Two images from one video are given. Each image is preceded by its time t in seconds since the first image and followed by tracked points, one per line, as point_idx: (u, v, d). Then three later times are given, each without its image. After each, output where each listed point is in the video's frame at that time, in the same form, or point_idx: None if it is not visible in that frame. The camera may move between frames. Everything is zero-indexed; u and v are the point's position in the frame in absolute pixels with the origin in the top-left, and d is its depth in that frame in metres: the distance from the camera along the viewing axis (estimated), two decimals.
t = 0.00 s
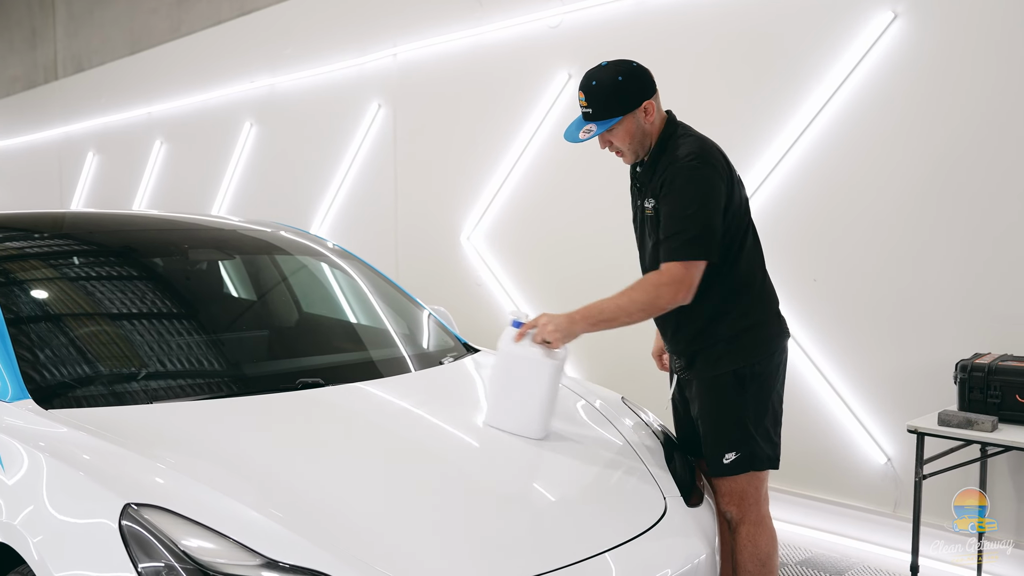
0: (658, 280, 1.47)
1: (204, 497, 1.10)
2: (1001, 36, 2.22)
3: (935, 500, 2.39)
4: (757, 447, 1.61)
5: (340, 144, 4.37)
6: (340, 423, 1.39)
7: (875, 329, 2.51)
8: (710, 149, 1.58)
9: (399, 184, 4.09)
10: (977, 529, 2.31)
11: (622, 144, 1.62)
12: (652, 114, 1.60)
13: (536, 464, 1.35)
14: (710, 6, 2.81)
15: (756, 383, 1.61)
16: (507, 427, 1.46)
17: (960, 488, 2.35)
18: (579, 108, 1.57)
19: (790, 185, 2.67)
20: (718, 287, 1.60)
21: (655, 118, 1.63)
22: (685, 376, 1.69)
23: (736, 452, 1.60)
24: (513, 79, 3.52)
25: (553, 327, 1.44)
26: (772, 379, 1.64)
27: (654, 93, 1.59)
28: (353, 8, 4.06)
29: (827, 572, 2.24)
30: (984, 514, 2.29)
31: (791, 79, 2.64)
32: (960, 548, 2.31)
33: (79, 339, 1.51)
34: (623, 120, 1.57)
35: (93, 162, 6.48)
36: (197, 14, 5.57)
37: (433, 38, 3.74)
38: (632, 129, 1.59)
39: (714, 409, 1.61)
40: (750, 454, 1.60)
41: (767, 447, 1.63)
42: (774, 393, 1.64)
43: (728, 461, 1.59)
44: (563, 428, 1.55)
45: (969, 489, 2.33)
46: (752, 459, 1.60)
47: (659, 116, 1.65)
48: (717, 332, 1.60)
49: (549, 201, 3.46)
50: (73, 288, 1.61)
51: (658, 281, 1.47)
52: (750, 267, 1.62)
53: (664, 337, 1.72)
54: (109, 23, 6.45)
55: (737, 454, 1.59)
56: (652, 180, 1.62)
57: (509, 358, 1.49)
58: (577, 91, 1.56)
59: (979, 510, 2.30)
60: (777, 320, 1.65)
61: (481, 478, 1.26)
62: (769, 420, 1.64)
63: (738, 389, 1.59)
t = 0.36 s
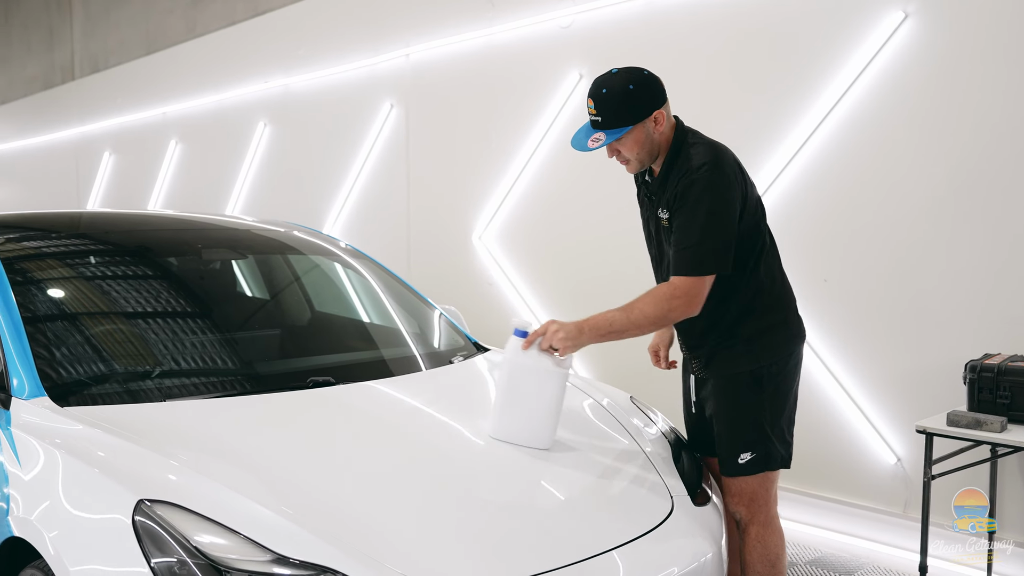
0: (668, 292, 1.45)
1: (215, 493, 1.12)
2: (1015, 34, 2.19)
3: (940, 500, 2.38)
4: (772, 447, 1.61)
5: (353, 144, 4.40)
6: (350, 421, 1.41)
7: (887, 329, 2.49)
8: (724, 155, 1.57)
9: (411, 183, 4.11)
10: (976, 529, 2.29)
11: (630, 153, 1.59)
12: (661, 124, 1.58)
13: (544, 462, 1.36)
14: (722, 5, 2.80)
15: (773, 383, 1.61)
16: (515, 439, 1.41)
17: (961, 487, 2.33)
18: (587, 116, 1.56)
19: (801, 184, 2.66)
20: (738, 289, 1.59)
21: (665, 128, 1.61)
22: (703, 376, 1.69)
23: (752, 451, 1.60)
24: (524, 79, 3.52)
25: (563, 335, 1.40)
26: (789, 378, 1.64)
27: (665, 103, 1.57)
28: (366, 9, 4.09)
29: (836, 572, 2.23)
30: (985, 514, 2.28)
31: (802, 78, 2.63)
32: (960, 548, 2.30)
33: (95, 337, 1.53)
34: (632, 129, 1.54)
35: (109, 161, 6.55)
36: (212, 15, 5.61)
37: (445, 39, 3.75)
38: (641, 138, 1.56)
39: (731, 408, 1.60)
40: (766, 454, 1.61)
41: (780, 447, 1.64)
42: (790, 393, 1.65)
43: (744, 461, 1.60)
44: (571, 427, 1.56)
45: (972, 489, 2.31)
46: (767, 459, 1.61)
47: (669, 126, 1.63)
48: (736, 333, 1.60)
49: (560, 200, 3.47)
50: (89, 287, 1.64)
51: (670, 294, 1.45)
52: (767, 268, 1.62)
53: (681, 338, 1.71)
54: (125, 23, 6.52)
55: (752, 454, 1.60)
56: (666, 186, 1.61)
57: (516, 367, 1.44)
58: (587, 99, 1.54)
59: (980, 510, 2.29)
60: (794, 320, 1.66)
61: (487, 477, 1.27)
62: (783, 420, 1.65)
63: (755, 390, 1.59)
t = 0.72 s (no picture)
0: (578, 276, 1.42)
1: (230, 488, 1.14)
2: None
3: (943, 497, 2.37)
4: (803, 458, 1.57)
5: (366, 145, 4.43)
6: (363, 419, 1.43)
7: (900, 329, 2.48)
8: (731, 170, 1.47)
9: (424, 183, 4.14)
10: (976, 529, 2.29)
11: (649, 170, 1.57)
12: (683, 142, 1.54)
13: (554, 461, 1.37)
14: (734, 4, 2.79)
15: (807, 395, 1.54)
16: (425, 444, 1.33)
17: (959, 487, 2.34)
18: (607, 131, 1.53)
19: (813, 184, 2.64)
20: (768, 299, 1.53)
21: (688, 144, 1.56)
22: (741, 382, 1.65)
23: (781, 462, 1.57)
24: (537, 79, 3.53)
25: (465, 332, 1.37)
26: (826, 389, 1.56)
27: (687, 120, 1.52)
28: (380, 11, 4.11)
29: (847, 571, 2.22)
30: (985, 514, 2.29)
31: (815, 78, 2.61)
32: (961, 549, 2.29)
33: (112, 336, 1.56)
34: (651, 149, 1.52)
35: (126, 161, 6.63)
36: (228, 16, 5.66)
37: (459, 40, 3.77)
38: (660, 157, 1.53)
39: (761, 418, 1.56)
40: (795, 465, 1.57)
41: (812, 457, 1.60)
42: (828, 404, 1.58)
43: (772, 471, 1.57)
44: (581, 425, 1.56)
45: (971, 488, 2.32)
46: (796, 469, 1.58)
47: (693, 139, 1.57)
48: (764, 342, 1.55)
49: (572, 200, 3.48)
50: (107, 286, 1.66)
51: (578, 280, 1.41)
52: (800, 273, 1.54)
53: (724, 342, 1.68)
54: (142, 25, 6.59)
55: (781, 465, 1.57)
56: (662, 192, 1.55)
57: (421, 368, 1.38)
58: (607, 114, 1.52)
59: (980, 509, 2.30)
60: (836, 329, 1.57)
61: (496, 474, 1.28)
62: (818, 431, 1.60)
63: (784, 402, 1.53)
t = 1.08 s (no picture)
0: (728, 300, 1.40)
1: (239, 481, 1.15)
2: None
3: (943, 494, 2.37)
4: (809, 461, 1.49)
5: (377, 144, 4.45)
6: (369, 414, 1.45)
7: (909, 327, 2.46)
8: (791, 154, 1.47)
9: (434, 183, 4.15)
10: (977, 529, 2.29)
11: (696, 142, 1.51)
12: (733, 114, 1.50)
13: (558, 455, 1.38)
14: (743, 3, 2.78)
15: (829, 396, 1.48)
16: (574, 455, 1.37)
17: (959, 488, 2.34)
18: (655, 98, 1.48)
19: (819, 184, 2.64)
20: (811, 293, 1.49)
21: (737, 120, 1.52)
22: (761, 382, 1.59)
23: (784, 461, 1.49)
24: (546, 78, 3.53)
25: (623, 351, 1.37)
26: (850, 393, 1.51)
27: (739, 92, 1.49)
28: (391, 12, 4.13)
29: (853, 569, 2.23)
30: (985, 514, 2.29)
31: (823, 76, 2.60)
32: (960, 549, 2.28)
33: (125, 333, 1.58)
34: (701, 117, 1.47)
35: (140, 161, 6.70)
36: (238, 17, 5.69)
37: (469, 40, 3.78)
38: (710, 126, 1.48)
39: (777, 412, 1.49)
40: (800, 467, 1.49)
41: (820, 463, 1.50)
42: (852, 409, 1.52)
43: (773, 469, 1.49)
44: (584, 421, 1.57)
45: (971, 489, 2.32)
46: (800, 472, 1.49)
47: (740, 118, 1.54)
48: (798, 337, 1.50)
49: (581, 199, 3.48)
50: (120, 284, 1.69)
51: (730, 302, 1.39)
52: (839, 274, 1.51)
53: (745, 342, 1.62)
54: (156, 26, 6.65)
55: (784, 464, 1.49)
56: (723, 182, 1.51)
57: (574, 381, 1.40)
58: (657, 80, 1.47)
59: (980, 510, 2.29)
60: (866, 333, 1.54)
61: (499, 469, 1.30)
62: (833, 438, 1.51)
63: (807, 400, 1.48)
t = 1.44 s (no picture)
0: (684, 311, 1.35)
1: (241, 475, 1.18)
2: None
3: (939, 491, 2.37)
4: (804, 476, 1.42)
5: (382, 145, 4.48)
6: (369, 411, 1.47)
7: (909, 327, 2.47)
8: (772, 162, 1.37)
9: (439, 183, 4.18)
10: (977, 529, 2.29)
11: (676, 156, 1.42)
12: (713, 126, 1.40)
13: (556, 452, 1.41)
14: (745, 4, 2.79)
15: (819, 408, 1.40)
16: (526, 456, 1.35)
17: (960, 488, 2.33)
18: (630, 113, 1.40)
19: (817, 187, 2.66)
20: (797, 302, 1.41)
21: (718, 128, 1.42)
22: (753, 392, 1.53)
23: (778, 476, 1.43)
24: (549, 79, 3.55)
25: (574, 349, 1.35)
26: (843, 405, 1.43)
27: (718, 102, 1.39)
28: (396, 14, 4.16)
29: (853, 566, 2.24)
30: (985, 514, 2.29)
31: (824, 77, 2.61)
32: (959, 548, 2.28)
33: (133, 331, 1.61)
34: (678, 130, 1.38)
35: (149, 162, 6.75)
36: (246, 19, 5.73)
37: (473, 42, 3.80)
38: (688, 139, 1.39)
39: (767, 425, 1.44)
40: (795, 482, 1.42)
41: (819, 479, 1.43)
42: (846, 421, 1.44)
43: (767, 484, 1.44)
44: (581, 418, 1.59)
45: (972, 489, 2.31)
46: (796, 488, 1.42)
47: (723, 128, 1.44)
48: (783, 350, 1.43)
49: (584, 199, 3.49)
50: (128, 284, 1.72)
51: (686, 312, 1.35)
52: (827, 281, 1.42)
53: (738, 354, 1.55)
54: (164, 27, 6.70)
55: (777, 478, 1.43)
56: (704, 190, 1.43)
57: (525, 381, 1.39)
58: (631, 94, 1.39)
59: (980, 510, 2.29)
60: (859, 339, 1.45)
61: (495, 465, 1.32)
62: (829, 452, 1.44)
63: (794, 412, 1.41)
